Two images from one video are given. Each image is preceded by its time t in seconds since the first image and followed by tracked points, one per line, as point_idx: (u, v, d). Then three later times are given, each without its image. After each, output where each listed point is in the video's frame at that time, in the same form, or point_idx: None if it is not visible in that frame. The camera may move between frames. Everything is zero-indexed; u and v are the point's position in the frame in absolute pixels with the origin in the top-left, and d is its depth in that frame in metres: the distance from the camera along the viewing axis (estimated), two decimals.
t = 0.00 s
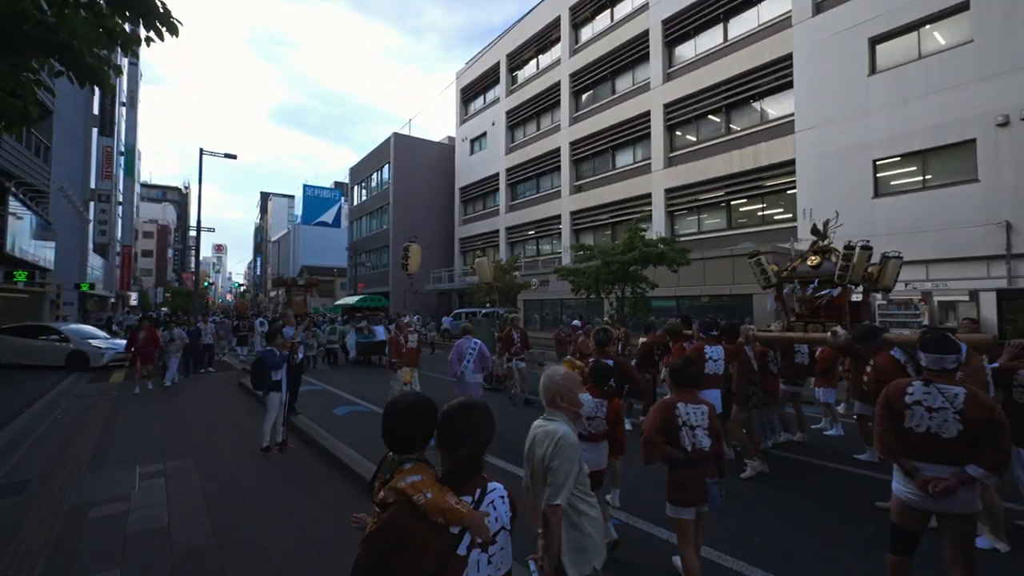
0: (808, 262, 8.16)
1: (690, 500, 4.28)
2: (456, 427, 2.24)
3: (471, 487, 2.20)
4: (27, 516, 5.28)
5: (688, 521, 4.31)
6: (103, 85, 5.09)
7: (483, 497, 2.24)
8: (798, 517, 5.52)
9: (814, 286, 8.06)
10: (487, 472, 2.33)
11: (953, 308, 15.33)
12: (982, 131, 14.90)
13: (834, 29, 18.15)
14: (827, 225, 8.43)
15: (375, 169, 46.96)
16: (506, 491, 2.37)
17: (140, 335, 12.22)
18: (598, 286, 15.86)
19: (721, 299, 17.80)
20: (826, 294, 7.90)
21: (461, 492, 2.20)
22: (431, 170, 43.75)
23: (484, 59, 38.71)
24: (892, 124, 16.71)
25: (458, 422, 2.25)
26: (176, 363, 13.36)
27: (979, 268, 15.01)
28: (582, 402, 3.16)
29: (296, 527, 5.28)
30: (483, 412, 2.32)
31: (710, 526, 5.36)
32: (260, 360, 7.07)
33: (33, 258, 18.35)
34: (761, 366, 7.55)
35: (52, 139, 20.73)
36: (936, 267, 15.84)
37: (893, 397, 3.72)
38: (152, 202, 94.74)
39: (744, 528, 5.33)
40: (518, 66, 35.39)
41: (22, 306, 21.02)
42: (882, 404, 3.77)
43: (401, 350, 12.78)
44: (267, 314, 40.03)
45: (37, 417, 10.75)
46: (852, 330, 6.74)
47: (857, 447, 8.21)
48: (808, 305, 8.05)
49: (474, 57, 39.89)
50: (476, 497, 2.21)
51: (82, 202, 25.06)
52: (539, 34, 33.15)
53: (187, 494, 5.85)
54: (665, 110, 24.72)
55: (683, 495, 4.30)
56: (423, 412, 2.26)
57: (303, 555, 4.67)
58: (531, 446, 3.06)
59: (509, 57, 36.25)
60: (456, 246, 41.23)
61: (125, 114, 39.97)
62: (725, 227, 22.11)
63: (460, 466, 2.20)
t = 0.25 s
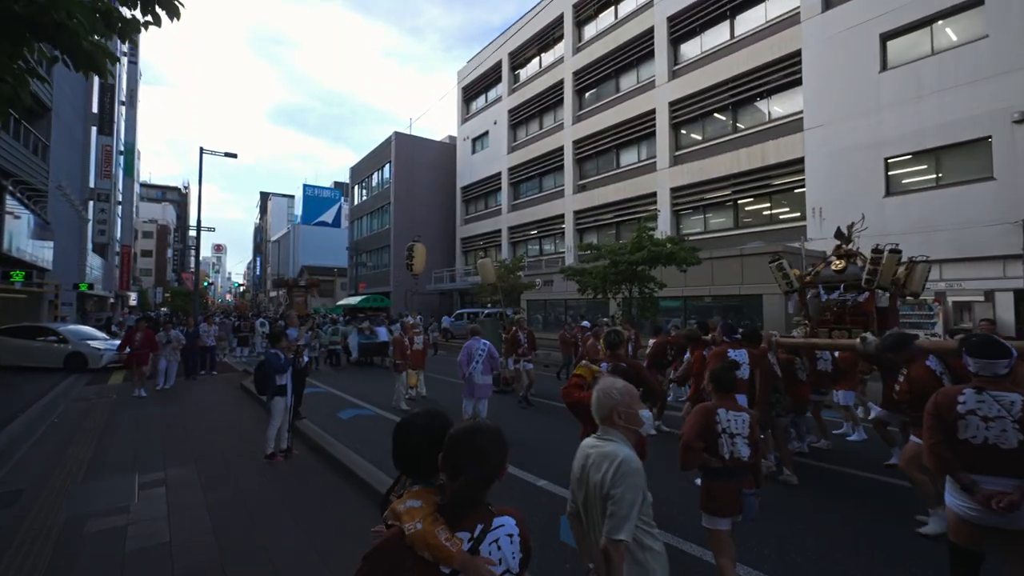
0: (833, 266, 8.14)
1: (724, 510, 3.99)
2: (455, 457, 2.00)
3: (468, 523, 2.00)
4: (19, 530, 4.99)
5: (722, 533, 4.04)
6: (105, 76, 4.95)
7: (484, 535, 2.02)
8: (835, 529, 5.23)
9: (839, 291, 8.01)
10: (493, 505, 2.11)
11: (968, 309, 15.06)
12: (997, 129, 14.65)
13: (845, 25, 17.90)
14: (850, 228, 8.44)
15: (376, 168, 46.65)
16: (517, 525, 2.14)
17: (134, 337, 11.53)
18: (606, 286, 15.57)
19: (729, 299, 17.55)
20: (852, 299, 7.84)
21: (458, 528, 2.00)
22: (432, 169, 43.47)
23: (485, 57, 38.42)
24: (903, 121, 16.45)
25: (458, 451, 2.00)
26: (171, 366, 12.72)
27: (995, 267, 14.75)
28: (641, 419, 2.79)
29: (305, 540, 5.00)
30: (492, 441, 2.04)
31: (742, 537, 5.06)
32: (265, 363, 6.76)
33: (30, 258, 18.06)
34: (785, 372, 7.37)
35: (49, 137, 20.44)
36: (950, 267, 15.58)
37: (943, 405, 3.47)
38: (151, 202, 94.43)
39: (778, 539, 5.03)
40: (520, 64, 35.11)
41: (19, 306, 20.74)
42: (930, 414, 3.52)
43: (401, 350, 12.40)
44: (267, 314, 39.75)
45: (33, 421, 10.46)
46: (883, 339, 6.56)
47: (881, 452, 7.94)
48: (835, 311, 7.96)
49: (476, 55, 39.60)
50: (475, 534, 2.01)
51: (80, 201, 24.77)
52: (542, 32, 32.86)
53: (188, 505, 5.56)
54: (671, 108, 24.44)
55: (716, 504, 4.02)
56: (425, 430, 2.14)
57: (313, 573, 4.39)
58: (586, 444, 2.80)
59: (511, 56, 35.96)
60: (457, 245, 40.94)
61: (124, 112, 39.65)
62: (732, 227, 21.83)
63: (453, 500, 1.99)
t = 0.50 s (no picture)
0: (858, 257, 8.16)
1: (770, 513, 3.72)
2: (462, 460, 2.03)
3: (465, 537, 1.98)
4: (9, 542, 4.70)
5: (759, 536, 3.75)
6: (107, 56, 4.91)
7: (480, 552, 1.98)
8: (874, 539, 4.95)
9: (866, 283, 7.95)
10: (497, 522, 2.07)
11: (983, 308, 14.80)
12: (1013, 125, 14.41)
13: (855, 20, 17.66)
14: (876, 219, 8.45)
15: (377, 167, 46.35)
16: (528, 551, 2.03)
17: (130, 338, 11.14)
18: (614, 285, 15.30)
19: (739, 299, 17.25)
20: (878, 293, 7.76)
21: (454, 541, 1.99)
22: (434, 169, 43.20)
23: (488, 55, 38.14)
24: (916, 117, 16.19)
25: (465, 455, 2.03)
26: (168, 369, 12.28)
27: (1011, 266, 14.49)
28: (715, 429, 2.52)
29: (314, 550, 4.73)
30: (502, 450, 2.05)
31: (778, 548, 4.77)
32: (268, 365, 6.45)
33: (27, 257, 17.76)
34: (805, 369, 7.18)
35: (47, 134, 20.14)
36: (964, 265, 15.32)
37: (994, 411, 3.31)
38: (151, 202, 94.05)
39: (815, 549, 4.75)
40: (523, 62, 34.85)
41: (17, 306, 20.44)
42: (983, 417, 3.36)
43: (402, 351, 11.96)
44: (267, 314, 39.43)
45: (28, 424, 10.16)
46: (914, 331, 6.34)
47: (908, 455, 7.67)
48: (859, 303, 7.92)
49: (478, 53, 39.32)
50: (474, 550, 1.99)
51: (79, 200, 24.48)
52: (546, 30, 32.59)
53: (190, 514, 5.28)
54: (676, 105, 24.17)
55: (759, 506, 3.76)
56: (442, 435, 2.23)
57: None
58: (649, 456, 2.55)
59: (513, 54, 35.69)
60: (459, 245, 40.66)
61: (123, 111, 39.33)
62: (739, 225, 21.55)
63: (453, 506, 1.98)
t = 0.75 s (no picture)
0: (883, 260, 7.95)
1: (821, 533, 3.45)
2: (497, 491, 1.67)
3: None
4: None
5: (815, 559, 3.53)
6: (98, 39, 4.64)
7: None
8: (917, 556, 4.66)
9: (892, 286, 7.67)
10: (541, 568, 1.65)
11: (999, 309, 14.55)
12: None
13: (866, 16, 17.36)
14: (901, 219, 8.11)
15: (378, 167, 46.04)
16: None
17: (129, 339, 10.80)
18: (623, 285, 15.00)
19: (748, 299, 16.97)
20: (908, 294, 7.43)
21: None
22: (435, 168, 42.90)
23: (490, 53, 37.82)
24: (930, 114, 15.90)
25: (495, 488, 1.68)
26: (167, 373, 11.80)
27: None
28: (821, 463, 2.04)
29: (323, 568, 4.42)
30: (540, 480, 1.66)
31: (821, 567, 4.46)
32: (271, 369, 6.18)
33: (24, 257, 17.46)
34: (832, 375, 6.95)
35: (44, 132, 19.84)
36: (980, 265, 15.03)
37: None
38: (151, 202, 93.79)
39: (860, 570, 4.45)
40: (526, 61, 34.55)
41: (13, 307, 20.15)
42: None
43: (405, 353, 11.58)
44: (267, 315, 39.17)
45: (23, 428, 9.87)
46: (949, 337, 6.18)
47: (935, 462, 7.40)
48: (885, 307, 7.58)
49: (480, 51, 39.02)
50: None
51: (77, 199, 24.19)
52: (548, 28, 32.31)
53: (189, 529, 4.96)
54: (682, 103, 23.89)
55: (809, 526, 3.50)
56: (476, 458, 1.95)
57: None
58: (744, 493, 2.03)
59: (516, 52, 35.39)
60: (461, 245, 40.38)
61: (122, 109, 39.03)
62: (747, 225, 21.25)
63: (482, 552, 1.62)
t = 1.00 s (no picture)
0: (913, 256, 7.72)
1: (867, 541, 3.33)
2: (588, 505, 1.60)
3: None
4: None
5: None
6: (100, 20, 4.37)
7: None
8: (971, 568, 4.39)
9: (923, 284, 7.51)
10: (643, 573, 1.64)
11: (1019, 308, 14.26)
12: None
13: (880, 11, 17.10)
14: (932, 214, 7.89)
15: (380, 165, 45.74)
16: None
17: (129, 340, 10.39)
18: (633, 284, 14.71)
19: (760, 299, 16.69)
20: (941, 292, 7.20)
21: None
22: (438, 167, 42.63)
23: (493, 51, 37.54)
24: (947, 110, 15.64)
25: (582, 500, 1.62)
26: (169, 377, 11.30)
27: None
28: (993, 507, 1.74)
29: None
30: (629, 487, 1.58)
31: None
32: (280, 370, 5.91)
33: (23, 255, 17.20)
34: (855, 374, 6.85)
35: (45, 129, 19.59)
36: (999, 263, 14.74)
37: None
38: (152, 202, 93.60)
39: None
40: (530, 58, 34.26)
41: (13, 306, 19.90)
42: None
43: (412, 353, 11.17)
44: (269, 314, 38.91)
45: (23, 429, 9.61)
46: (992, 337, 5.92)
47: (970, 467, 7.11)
48: (916, 306, 7.38)
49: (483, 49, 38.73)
50: None
51: (78, 198, 23.93)
52: (553, 25, 32.02)
53: (196, 539, 4.69)
54: (690, 100, 23.58)
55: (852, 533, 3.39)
56: (549, 463, 1.89)
57: None
58: (886, 532, 1.77)
59: (520, 50, 35.11)
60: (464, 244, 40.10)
61: (123, 108, 38.78)
62: (756, 223, 20.94)
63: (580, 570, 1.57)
